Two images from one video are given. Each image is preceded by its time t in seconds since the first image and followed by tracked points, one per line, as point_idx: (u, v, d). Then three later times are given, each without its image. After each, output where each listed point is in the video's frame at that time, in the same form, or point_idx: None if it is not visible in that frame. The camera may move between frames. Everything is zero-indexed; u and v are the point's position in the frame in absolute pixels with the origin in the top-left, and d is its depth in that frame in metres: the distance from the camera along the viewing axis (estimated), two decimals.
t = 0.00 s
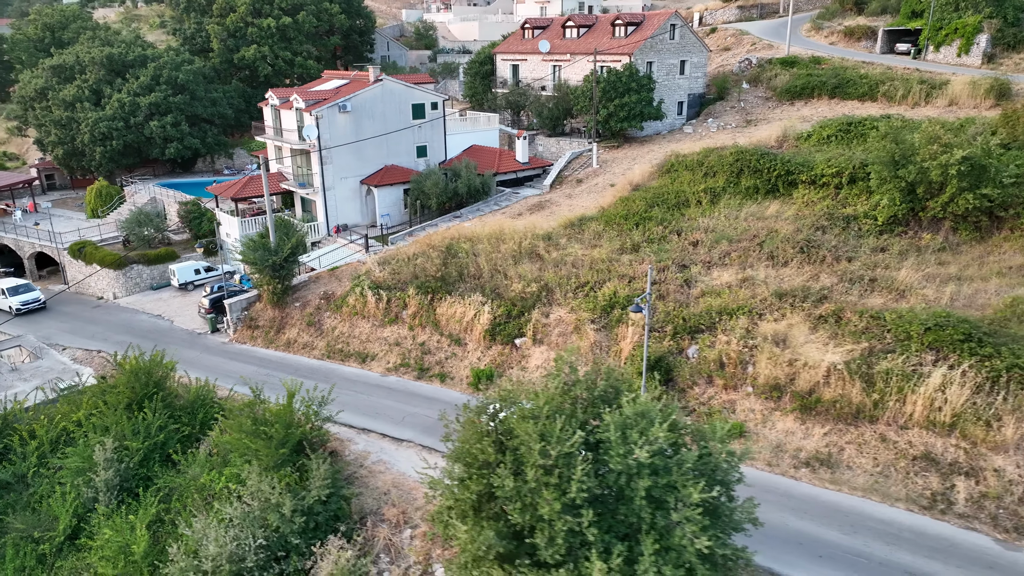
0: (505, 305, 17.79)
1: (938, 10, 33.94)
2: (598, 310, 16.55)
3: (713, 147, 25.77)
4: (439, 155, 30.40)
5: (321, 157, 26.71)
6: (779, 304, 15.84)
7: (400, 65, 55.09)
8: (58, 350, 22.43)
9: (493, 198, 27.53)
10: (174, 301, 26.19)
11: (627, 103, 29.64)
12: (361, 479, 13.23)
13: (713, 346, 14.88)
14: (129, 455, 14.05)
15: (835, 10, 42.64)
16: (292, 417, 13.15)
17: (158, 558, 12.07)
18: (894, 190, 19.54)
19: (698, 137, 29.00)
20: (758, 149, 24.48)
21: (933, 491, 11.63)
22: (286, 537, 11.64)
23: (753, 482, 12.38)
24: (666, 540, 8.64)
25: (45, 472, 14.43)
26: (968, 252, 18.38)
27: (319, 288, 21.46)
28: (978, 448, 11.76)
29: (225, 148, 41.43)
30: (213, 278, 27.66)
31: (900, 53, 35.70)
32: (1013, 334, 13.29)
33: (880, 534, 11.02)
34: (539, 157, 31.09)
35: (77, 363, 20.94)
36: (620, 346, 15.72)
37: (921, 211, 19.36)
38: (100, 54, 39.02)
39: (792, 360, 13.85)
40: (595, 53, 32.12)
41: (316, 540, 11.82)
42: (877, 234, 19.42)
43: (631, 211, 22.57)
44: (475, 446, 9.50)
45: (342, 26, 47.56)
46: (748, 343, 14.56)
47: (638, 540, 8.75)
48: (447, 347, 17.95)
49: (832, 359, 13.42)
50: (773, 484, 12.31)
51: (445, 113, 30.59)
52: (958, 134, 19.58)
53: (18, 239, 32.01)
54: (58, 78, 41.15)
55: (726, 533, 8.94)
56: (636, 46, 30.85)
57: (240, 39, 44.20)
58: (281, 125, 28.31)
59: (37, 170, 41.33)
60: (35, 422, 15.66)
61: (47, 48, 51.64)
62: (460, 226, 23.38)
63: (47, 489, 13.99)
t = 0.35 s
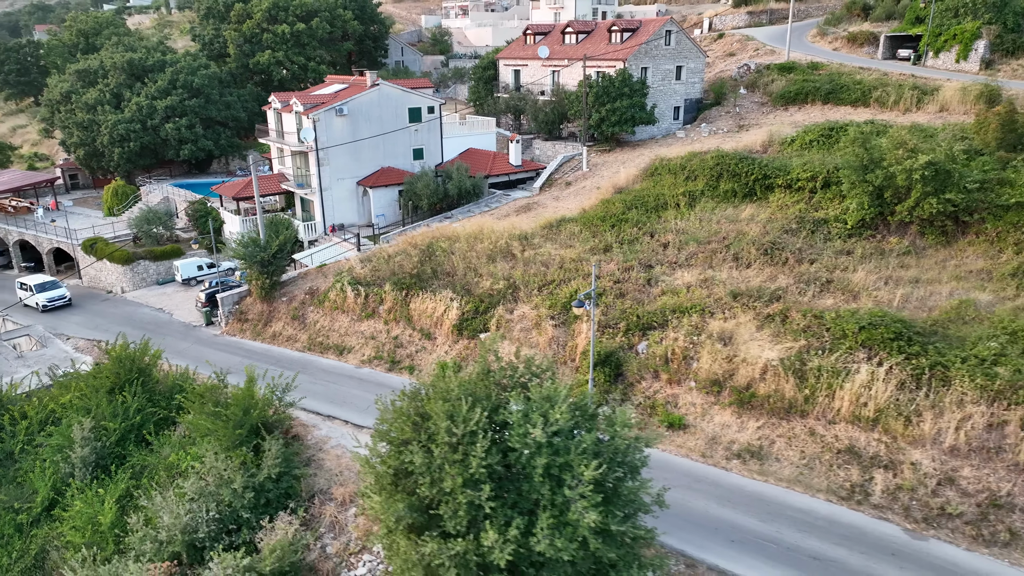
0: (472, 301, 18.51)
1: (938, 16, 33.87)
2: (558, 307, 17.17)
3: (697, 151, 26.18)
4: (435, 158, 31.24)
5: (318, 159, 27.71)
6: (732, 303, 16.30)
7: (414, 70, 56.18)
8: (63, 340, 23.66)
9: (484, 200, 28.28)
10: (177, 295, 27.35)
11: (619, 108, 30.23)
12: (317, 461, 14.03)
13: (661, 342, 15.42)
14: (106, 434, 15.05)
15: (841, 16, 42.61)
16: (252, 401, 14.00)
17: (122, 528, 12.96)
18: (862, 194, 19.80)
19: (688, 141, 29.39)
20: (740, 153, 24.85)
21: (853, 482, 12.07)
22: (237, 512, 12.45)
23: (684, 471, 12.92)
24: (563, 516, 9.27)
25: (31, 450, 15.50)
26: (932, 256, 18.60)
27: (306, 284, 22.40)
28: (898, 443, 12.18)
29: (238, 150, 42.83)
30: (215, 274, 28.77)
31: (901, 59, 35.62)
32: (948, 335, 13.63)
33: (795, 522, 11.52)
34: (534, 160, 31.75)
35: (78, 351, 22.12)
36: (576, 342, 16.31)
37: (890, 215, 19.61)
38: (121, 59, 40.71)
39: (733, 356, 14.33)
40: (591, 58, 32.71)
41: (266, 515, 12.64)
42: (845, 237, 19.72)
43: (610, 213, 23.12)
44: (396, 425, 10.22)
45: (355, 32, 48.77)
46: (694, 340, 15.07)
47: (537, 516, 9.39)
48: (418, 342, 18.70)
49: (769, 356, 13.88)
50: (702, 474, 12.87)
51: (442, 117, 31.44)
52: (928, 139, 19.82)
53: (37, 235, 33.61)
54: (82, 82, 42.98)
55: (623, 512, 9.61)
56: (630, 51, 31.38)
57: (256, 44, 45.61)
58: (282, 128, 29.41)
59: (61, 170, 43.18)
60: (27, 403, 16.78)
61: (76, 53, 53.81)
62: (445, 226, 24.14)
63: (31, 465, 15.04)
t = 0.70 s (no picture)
0: (454, 282, 19.36)
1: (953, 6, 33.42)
2: (531, 289, 17.90)
3: (693, 141, 26.53)
4: (442, 146, 32.10)
5: (326, 145, 28.81)
6: (695, 288, 16.84)
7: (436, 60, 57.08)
8: (82, 313, 25.19)
9: (485, 187, 29.06)
10: (191, 275, 28.77)
11: (620, 98, 30.80)
12: (291, 426, 15.07)
13: (622, 323, 16.05)
14: (104, 397, 16.36)
15: (861, 6, 42.13)
16: (231, 368, 15.11)
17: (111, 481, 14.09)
18: (842, 184, 20.02)
19: (688, 131, 29.68)
20: (733, 143, 25.15)
21: (784, 457, 12.62)
22: (212, 468, 13.52)
23: (636, 447, 13.56)
24: (484, 474, 10.13)
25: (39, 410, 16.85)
26: (907, 246, 18.80)
27: (305, 265, 23.51)
28: (831, 421, 12.66)
29: (261, 137, 44.32)
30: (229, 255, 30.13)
31: (915, 50, 35.26)
32: (893, 321, 14.02)
33: (731, 495, 12.10)
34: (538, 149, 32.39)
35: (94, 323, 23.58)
36: (544, 322, 17.04)
37: (868, 205, 19.83)
38: (151, 49, 42.45)
39: (686, 337, 14.92)
40: (598, 48, 33.14)
41: (238, 472, 13.75)
42: (823, 227, 20.02)
43: (598, 201, 23.69)
44: (340, 387, 11.14)
45: (376, 22, 49.83)
46: (653, 321, 15.67)
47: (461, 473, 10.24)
48: (402, 320, 19.65)
49: (719, 337, 14.43)
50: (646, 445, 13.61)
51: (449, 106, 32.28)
52: (909, 130, 19.95)
53: (69, 216, 35.51)
54: (116, 71, 44.95)
55: (541, 473, 10.47)
56: (635, 42, 31.75)
57: (280, 34, 46.95)
58: (294, 115, 30.57)
59: (96, 155, 45.26)
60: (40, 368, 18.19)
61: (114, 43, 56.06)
62: (440, 211, 25.00)
63: (37, 424, 16.37)
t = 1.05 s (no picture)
0: (448, 262, 20.28)
1: None
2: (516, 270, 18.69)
3: (699, 130, 26.81)
4: (458, 132, 33.00)
5: (345, 130, 30.00)
6: (672, 271, 17.39)
7: (469, 48, 57.90)
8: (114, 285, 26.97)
9: (496, 172, 29.88)
10: (217, 252, 30.37)
11: (633, 86, 31.15)
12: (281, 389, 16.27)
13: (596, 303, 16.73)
14: (118, 359, 17.87)
15: None
16: (227, 335, 16.43)
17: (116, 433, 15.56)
18: (833, 173, 20.20)
19: (699, 119, 29.91)
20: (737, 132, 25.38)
21: (730, 432, 13.20)
22: (203, 424, 14.84)
23: (631, 431, 13.83)
24: (428, 432, 11.05)
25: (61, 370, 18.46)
26: (893, 235, 18.97)
27: (316, 244, 24.77)
28: (777, 399, 13.17)
29: (294, 122, 45.92)
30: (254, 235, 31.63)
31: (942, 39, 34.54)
32: (852, 306, 14.40)
33: (710, 479, 12.35)
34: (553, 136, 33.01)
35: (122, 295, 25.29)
36: (525, 301, 17.83)
37: (859, 194, 19.98)
38: (192, 37, 44.34)
39: (653, 317, 15.53)
40: (615, 36, 33.43)
41: (228, 429, 15.04)
42: (813, 216, 20.28)
43: (598, 187, 24.28)
44: (307, 350, 12.23)
45: (409, 11, 50.83)
46: (625, 302, 16.30)
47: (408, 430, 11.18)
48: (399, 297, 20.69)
49: (682, 317, 15.01)
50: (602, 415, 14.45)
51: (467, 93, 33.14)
52: (903, 121, 20.00)
53: (111, 195, 37.65)
54: (161, 58, 47.08)
55: (483, 433, 11.39)
56: (651, 30, 31.97)
57: (315, 22, 48.37)
58: (317, 101, 31.86)
59: (141, 138, 47.58)
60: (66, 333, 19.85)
61: (162, 30, 58.48)
62: (447, 195, 25.91)
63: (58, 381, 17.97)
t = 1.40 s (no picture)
0: (436, 249, 21.30)
1: None
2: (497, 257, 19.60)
3: (694, 125, 27.32)
4: (466, 127, 33.99)
5: (355, 124, 31.22)
6: (643, 260, 18.11)
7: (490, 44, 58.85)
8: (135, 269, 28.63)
9: (499, 166, 30.79)
10: (234, 240, 31.83)
11: (635, 83, 31.81)
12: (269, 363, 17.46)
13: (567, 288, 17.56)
14: (126, 333, 19.29)
15: None
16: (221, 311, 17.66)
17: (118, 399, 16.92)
18: (812, 169, 20.65)
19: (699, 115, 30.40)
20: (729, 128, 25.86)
21: (675, 409, 13.95)
22: (194, 392, 16.08)
23: (626, 425, 13.96)
24: (379, 398, 12.09)
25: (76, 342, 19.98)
26: (867, 229, 19.41)
27: (320, 231, 26.03)
28: (720, 378, 13.89)
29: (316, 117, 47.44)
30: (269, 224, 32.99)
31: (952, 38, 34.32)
32: (803, 294, 15.02)
33: (689, 470, 12.56)
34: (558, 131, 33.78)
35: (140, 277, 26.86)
36: (503, 286, 18.74)
37: (836, 189, 20.40)
38: (220, 33, 46.10)
39: (615, 302, 16.32)
40: (620, 34, 34.03)
41: (217, 397, 16.26)
42: (791, 210, 20.77)
43: (590, 181, 25.04)
44: (278, 323, 13.38)
45: (430, 8, 51.91)
46: (592, 287, 17.10)
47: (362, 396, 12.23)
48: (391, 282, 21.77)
49: (640, 303, 15.77)
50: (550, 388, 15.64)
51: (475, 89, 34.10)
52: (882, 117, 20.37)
53: (140, 184, 39.53)
54: (192, 54, 49.03)
55: (431, 401, 12.39)
56: (656, 28, 32.49)
57: (339, 20, 49.77)
58: (331, 96, 33.17)
59: (172, 131, 49.63)
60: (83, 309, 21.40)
61: (197, 27, 60.63)
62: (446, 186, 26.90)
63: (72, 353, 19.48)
